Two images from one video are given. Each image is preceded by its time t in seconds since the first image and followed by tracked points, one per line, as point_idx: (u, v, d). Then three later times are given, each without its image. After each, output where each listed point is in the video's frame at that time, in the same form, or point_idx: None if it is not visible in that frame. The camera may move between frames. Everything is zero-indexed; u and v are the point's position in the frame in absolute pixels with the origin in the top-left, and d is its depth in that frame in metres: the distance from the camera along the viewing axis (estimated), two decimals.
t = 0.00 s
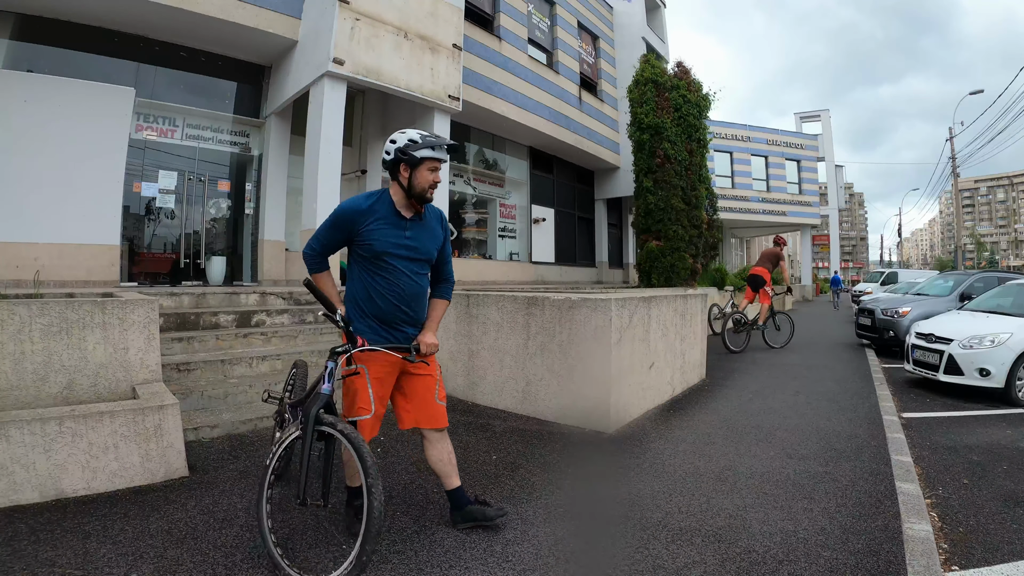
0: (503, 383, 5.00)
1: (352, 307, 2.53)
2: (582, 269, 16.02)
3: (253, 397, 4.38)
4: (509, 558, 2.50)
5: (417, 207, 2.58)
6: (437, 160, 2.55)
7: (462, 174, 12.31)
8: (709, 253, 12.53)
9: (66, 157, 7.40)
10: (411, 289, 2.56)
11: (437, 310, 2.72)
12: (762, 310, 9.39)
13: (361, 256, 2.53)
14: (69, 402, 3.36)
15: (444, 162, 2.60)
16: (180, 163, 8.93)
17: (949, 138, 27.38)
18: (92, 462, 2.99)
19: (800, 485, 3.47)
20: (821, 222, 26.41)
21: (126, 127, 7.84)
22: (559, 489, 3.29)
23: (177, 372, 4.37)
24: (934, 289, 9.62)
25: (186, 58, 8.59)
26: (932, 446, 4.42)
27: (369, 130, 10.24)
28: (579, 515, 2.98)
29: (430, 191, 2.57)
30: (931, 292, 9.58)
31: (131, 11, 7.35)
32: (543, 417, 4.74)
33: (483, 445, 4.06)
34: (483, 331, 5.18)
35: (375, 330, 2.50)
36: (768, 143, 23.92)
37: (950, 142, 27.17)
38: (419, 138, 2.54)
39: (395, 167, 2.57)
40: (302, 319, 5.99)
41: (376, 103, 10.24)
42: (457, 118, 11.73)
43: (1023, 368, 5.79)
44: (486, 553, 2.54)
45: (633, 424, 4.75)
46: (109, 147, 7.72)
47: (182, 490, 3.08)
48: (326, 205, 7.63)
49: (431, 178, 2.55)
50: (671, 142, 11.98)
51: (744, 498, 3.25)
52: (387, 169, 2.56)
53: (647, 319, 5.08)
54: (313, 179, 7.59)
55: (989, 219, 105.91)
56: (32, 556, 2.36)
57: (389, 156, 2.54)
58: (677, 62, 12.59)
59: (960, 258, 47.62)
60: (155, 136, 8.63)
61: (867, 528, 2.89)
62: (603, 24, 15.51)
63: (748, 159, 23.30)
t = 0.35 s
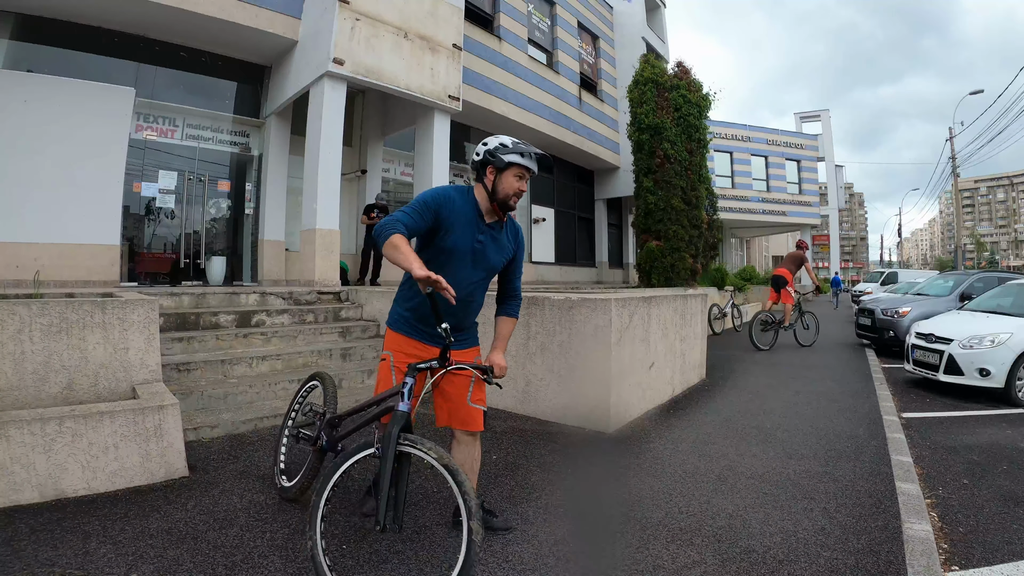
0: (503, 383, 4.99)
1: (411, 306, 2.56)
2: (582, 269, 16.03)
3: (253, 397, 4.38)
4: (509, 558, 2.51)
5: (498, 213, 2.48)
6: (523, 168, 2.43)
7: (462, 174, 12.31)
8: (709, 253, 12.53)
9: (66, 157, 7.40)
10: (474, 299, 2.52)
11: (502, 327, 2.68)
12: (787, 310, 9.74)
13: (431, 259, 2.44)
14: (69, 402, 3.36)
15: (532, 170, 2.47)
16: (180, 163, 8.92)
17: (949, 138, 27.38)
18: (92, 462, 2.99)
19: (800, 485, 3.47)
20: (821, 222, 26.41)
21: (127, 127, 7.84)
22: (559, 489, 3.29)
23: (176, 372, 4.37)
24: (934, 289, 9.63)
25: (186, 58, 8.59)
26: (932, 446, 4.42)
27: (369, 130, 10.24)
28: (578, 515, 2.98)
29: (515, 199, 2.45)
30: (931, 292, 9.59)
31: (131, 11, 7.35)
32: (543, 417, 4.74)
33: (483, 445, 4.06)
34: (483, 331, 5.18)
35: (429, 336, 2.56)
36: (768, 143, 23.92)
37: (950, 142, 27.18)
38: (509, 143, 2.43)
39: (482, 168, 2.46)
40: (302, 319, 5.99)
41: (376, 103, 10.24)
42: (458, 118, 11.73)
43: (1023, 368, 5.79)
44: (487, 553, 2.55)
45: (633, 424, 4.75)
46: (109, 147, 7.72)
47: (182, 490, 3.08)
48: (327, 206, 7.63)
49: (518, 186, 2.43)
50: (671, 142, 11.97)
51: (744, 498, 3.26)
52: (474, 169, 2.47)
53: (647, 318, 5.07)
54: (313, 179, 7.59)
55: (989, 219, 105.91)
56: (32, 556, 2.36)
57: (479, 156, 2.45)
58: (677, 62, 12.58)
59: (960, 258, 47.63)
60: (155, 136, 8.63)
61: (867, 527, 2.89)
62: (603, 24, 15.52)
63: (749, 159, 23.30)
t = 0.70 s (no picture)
0: (503, 382, 4.99)
1: (440, 296, 2.51)
2: (582, 269, 16.03)
3: (253, 397, 4.38)
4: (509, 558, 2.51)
5: (542, 213, 2.51)
6: (566, 168, 2.49)
7: (462, 174, 12.31)
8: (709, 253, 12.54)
9: (66, 157, 7.40)
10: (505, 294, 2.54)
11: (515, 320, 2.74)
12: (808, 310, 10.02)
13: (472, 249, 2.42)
14: (69, 402, 3.36)
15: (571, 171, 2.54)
16: (180, 163, 8.92)
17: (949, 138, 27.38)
18: (92, 462, 2.99)
19: (800, 485, 3.47)
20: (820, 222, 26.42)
21: (126, 127, 7.85)
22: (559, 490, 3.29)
23: (176, 372, 4.37)
24: (934, 289, 9.63)
25: (186, 58, 8.59)
26: (932, 446, 4.42)
27: (369, 130, 10.24)
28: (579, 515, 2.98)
29: (557, 197, 2.52)
30: (930, 292, 9.59)
31: (131, 11, 7.35)
32: (544, 417, 4.74)
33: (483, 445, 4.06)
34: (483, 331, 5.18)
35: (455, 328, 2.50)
36: (768, 143, 23.92)
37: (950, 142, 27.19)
38: (551, 144, 2.47)
39: (525, 169, 2.45)
40: (303, 319, 5.99)
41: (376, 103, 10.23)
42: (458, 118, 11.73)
43: (1023, 368, 5.79)
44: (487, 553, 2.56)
45: (633, 424, 4.75)
46: (109, 147, 7.72)
47: (181, 490, 3.08)
48: (326, 205, 7.63)
49: (562, 185, 2.49)
50: (671, 142, 11.97)
51: (744, 498, 3.25)
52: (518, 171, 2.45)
53: (647, 319, 5.07)
54: (313, 179, 7.59)
55: (989, 219, 105.92)
56: (32, 556, 2.36)
57: (524, 158, 2.44)
58: (677, 62, 12.58)
59: (959, 258, 47.63)
60: (155, 136, 8.63)
61: (867, 527, 2.90)
62: (603, 25, 15.52)
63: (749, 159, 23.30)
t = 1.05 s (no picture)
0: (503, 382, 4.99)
1: (495, 301, 2.48)
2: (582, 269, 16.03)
3: (253, 396, 4.38)
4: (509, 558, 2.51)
5: (565, 214, 2.62)
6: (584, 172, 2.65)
7: (462, 174, 12.31)
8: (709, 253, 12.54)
9: (66, 157, 7.40)
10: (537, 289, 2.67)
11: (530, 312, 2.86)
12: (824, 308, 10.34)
13: (524, 253, 2.48)
14: (69, 402, 3.36)
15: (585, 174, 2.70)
16: (180, 163, 8.92)
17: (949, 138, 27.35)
18: (92, 462, 2.99)
19: (800, 485, 3.47)
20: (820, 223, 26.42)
21: (126, 127, 7.84)
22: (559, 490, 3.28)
23: (176, 372, 4.37)
24: (934, 289, 9.63)
25: (186, 58, 8.59)
26: (932, 446, 4.42)
27: (369, 130, 10.25)
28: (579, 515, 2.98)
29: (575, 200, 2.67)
30: (930, 292, 9.59)
31: (131, 11, 7.35)
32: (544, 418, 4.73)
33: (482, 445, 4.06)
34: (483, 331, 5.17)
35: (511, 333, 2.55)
36: (768, 143, 23.92)
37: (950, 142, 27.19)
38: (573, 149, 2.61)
39: (555, 172, 2.52)
40: (302, 319, 5.99)
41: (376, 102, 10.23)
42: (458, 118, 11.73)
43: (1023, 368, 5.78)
44: (486, 554, 2.56)
45: (632, 424, 4.74)
46: (109, 147, 7.72)
47: (181, 491, 3.08)
48: (326, 205, 7.63)
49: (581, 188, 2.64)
50: (671, 142, 11.98)
51: (744, 498, 3.25)
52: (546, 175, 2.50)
53: (647, 319, 5.07)
54: (313, 179, 7.59)
55: (989, 219, 105.93)
56: (32, 556, 2.36)
57: (552, 162, 2.50)
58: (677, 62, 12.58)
59: (959, 258, 47.63)
60: (155, 136, 8.63)
61: (867, 528, 2.89)
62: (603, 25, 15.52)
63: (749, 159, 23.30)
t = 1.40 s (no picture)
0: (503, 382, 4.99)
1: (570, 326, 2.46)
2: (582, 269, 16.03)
3: (253, 396, 4.38)
4: (508, 558, 2.51)
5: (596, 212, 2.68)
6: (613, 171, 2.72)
7: (462, 174, 12.30)
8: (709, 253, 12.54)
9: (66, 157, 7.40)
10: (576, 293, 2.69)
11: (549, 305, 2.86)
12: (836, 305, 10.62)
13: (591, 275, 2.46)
14: (69, 402, 3.36)
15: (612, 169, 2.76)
16: (180, 163, 8.92)
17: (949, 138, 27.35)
18: (92, 462, 2.99)
19: (800, 485, 3.47)
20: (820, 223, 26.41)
21: (126, 127, 7.85)
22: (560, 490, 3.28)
23: (176, 372, 4.37)
24: (934, 289, 9.63)
25: (186, 58, 8.59)
26: (932, 446, 4.42)
27: (369, 130, 10.25)
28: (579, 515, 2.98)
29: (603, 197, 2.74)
30: (930, 292, 9.59)
31: (131, 11, 7.35)
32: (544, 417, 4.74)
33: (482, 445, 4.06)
34: (483, 332, 5.17)
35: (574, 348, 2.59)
36: (768, 143, 23.91)
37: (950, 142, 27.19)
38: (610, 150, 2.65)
39: (599, 173, 2.54)
40: (302, 319, 5.99)
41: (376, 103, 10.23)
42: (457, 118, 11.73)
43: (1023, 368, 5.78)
44: (486, 554, 2.55)
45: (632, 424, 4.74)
46: (109, 147, 7.72)
47: (181, 490, 3.08)
48: (326, 205, 7.63)
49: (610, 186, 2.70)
50: (671, 142, 11.98)
51: (744, 498, 3.26)
52: (593, 174, 2.50)
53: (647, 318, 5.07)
54: (313, 179, 7.59)
55: (989, 219, 105.94)
56: (32, 556, 2.36)
57: (597, 162, 2.52)
58: (677, 62, 12.58)
59: (959, 258, 47.64)
60: (155, 136, 8.63)
61: (867, 527, 2.89)
62: (603, 24, 15.52)
63: (749, 159, 23.30)
